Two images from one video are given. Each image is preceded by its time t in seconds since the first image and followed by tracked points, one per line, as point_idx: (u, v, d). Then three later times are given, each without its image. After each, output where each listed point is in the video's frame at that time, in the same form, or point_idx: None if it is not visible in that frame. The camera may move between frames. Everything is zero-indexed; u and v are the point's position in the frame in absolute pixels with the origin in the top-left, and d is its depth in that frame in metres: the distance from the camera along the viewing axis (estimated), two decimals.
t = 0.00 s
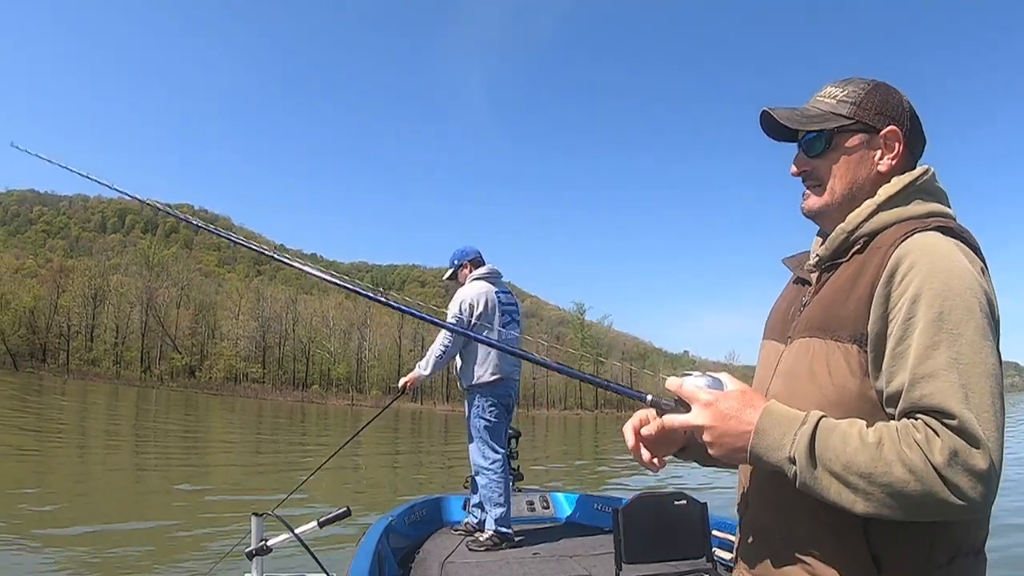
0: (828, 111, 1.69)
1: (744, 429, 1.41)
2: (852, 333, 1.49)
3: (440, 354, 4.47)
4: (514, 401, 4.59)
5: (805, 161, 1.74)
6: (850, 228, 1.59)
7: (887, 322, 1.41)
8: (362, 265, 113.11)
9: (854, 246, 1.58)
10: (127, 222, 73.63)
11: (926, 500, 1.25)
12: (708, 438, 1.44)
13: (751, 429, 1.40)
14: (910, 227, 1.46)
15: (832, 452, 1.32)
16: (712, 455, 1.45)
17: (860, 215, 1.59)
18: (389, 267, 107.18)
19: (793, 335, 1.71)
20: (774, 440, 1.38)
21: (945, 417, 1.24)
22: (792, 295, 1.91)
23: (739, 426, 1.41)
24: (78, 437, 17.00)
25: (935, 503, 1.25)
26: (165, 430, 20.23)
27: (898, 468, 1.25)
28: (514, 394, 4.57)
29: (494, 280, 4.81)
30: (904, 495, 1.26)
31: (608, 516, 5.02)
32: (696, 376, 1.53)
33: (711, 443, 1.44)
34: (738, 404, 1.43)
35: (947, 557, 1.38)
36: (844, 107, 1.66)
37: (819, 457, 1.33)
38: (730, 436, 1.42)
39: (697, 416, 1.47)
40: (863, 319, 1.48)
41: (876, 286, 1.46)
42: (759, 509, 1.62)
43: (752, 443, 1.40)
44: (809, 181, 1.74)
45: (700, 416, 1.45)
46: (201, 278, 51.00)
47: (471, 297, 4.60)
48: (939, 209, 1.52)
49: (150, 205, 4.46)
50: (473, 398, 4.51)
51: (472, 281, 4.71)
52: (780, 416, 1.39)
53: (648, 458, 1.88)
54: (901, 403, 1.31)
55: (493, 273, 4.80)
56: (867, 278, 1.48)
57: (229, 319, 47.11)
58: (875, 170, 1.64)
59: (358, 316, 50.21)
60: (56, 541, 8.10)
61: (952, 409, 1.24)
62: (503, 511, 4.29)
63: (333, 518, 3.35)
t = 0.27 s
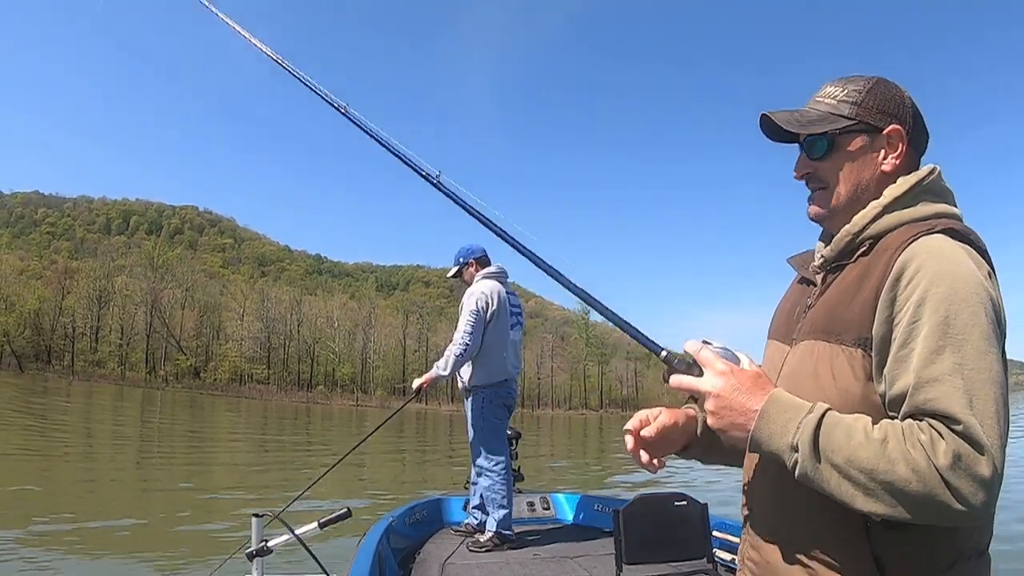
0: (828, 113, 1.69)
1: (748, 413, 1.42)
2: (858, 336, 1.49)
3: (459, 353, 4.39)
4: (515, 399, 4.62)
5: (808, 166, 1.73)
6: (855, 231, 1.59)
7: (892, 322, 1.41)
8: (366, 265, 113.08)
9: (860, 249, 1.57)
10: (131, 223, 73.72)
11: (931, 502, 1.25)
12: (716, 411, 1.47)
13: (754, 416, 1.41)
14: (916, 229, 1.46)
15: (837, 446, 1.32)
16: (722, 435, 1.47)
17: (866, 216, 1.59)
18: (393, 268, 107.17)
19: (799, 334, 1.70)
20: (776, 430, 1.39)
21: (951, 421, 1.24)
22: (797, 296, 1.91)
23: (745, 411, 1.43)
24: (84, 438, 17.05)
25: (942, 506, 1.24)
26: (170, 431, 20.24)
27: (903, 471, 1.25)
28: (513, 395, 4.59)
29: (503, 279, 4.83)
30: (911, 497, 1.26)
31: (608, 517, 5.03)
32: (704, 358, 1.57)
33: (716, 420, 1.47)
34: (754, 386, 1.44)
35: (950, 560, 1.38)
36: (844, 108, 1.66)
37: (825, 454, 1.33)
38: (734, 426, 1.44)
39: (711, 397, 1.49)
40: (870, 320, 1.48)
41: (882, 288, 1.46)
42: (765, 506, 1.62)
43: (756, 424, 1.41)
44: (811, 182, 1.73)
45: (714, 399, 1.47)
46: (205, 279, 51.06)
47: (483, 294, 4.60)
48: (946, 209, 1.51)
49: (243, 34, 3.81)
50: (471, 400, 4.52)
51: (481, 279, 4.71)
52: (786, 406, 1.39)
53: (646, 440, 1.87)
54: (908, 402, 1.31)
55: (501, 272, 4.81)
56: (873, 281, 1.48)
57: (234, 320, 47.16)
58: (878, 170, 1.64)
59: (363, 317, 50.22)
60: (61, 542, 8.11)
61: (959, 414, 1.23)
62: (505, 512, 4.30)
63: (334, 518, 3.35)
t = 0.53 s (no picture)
0: (826, 114, 1.68)
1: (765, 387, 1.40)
2: (869, 335, 1.50)
3: (483, 350, 4.43)
4: (515, 402, 4.63)
5: (808, 168, 1.72)
6: (865, 233, 1.59)
7: (903, 321, 1.40)
8: (370, 266, 113.02)
9: (871, 251, 1.57)
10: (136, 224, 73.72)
11: (941, 501, 1.24)
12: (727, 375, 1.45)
13: (770, 392, 1.39)
14: (922, 233, 1.47)
15: (847, 435, 1.31)
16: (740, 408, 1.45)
17: (876, 218, 1.58)
18: (397, 269, 107.07)
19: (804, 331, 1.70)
20: (791, 406, 1.37)
21: (960, 421, 1.24)
22: (801, 294, 1.91)
23: (761, 387, 1.41)
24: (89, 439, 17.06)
25: (951, 505, 1.24)
26: (175, 432, 20.25)
27: (915, 464, 1.24)
28: (516, 397, 4.60)
29: (510, 278, 4.86)
30: (923, 494, 1.25)
31: (608, 517, 5.03)
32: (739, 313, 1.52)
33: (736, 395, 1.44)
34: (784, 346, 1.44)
35: (957, 560, 1.38)
36: (844, 108, 1.65)
37: (835, 440, 1.33)
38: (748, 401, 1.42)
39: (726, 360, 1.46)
40: (880, 320, 1.48)
41: (895, 288, 1.46)
42: (769, 498, 1.62)
43: (772, 400, 1.39)
44: (810, 184, 1.73)
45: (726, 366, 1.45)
46: (210, 280, 51.04)
47: (496, 293, 4.63)
48: (953, 212, 1.52)
49: None
50: (472, 401, 4.47)
51: (491, 277, 4.74)
52: (803, 385, 1.37)
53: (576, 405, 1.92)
54: (917, 397, 1.31)
55: (508, 271, 4.83)
56: (883, 283, 1.48)
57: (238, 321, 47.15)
58: (882, 170, 1.64)
59: (367, 317, 50.18)
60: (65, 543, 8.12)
61: (966, 415, 1.24)
62: (506, 513, 4.30)
63: (333, 519, 3.35)
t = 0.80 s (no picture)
0: (819, 119, 1.69)
1: (793, 333, 1.40)
2: (874, 330, 1.49)
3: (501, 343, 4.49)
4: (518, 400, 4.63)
5: (800, 173, 1.72)
6: (865, 234, 1.55)
7: (908, 314, 1.41)
8: (375, 267, 112.93)
9: (870, 252, 1.54)
10: (142, 225, 73.69)
11: (934, 489, 1.26)
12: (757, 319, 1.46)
13: (788, 347, 1.40)
14: (926, 234, 1.46)
15: (854, 404, 1.31)
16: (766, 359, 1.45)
17: (875, 222, 1.55)
18: (402, 269, 106.97)
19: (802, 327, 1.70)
20: (808, 361, 1.37)
21: (960, 408, 1.26)
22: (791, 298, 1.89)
23: (783, 339, 1.41)
24: (95, 440, 17.10)
25: (945, 489, 1.25)
26: (181, 433, 20.27)
27: (916, 445, 1.25)
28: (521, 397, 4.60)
29: (515, 277, 4.85)
30: (921, 480, 1.26)
31: (608, 516, 5.03)
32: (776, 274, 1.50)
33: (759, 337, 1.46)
34: (817, 304, 1.44)
35: (954, 547, 1.40)
36: (836, 114, 1.66)
37: (842, 417, 1.32)
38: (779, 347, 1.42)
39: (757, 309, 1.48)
40: (887, 317, 1.47)
41: (899, 286, 1.45)
42: (771, 491, 1.60)
43: (788, 352, 1.40)
44: (804, 187, 1.72)
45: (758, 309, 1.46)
46: (215, 281, 51.02)
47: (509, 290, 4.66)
48: (945, 217, 1.52)
49: None
50: (477, 400, 4.43)
51: (497, 275, 4.74)
52: (822, 346, 1.37)
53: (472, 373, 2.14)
54: (917, 385, 1.32)
55: (514, 269, 4.83)
56: (885, 282, 1.48)
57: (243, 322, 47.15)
58: (874, 174, 1.63)
59: (372, 318, 50.14)
60: (70, 544, 8.13)
61: (965, 400, 1.26)
62: (506, 513, 4.29)
63: (333, 518, 3.34)
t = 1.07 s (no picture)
0: (818, 123, 1.72)
1: (787, 332, 1.41)
2: (868, 328, 1.48)
3: (510, 342, 4.51)
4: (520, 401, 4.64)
5: (795, 174, 1.74)
6: (854, 239, 1.56)
7: (900, 309, 1.43)
8: (380, 268, 112.90)
9: (860, 255, 1.56)
10: (147, 227, 73.75)
11: (930, 474, 1.27)
12: (756, 306, 1.46)
13: (792, 340, 1.40)
14: (913, 239, 1.49)
15: (858, 393, 1.31)
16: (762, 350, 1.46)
17: (867, 225, 1.56)
18: (407, 270, 106.91)
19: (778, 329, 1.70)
20: (813, 354, 1.37)
21: (959, 393, 1.30)
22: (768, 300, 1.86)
23: (781, 334, 1.42)
24: (100, 441, 17.15)
25: (941, 473, 1.27)
26: (187, 434, 20.30)
27: (916, 431, 1.26)
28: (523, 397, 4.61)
29: (517, 275, 4.85)
30: (917, 467, 1.27)
31: (608, 515, 5.03)
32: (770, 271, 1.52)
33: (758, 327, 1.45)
34: (806, 295, 1.45)
35: (935, 530, 1.46)
36: (836, 120, 1.69)
37: (842, 407, 1.33)
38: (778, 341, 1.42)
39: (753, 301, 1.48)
40: (879, 314, 1.48)
41: (891, 287, 1.46)
42: (765, 484, 1.60)
43: (788, 346, 1.41)
44: (799, 189, 1.74)
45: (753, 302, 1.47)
46: (221, 282, 51.05)
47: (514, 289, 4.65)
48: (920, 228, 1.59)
49: None
50: (480, 398, 4.45)
51: (502, 274, 4.73)
52: (823, 339, 1.38)
53: (436, 369, 2.15)
54: (914, 375, 1.34)
55: (517, 268, 4.81)
56: (878, 285, 1.48)
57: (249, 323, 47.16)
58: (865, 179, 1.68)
59: (378, 319, 50.13)
60: (75, 544, 8.16)
61: (962, 388, 1.30)
62: (506, 513, 4.29)
63: (333, 517, 3.33)
